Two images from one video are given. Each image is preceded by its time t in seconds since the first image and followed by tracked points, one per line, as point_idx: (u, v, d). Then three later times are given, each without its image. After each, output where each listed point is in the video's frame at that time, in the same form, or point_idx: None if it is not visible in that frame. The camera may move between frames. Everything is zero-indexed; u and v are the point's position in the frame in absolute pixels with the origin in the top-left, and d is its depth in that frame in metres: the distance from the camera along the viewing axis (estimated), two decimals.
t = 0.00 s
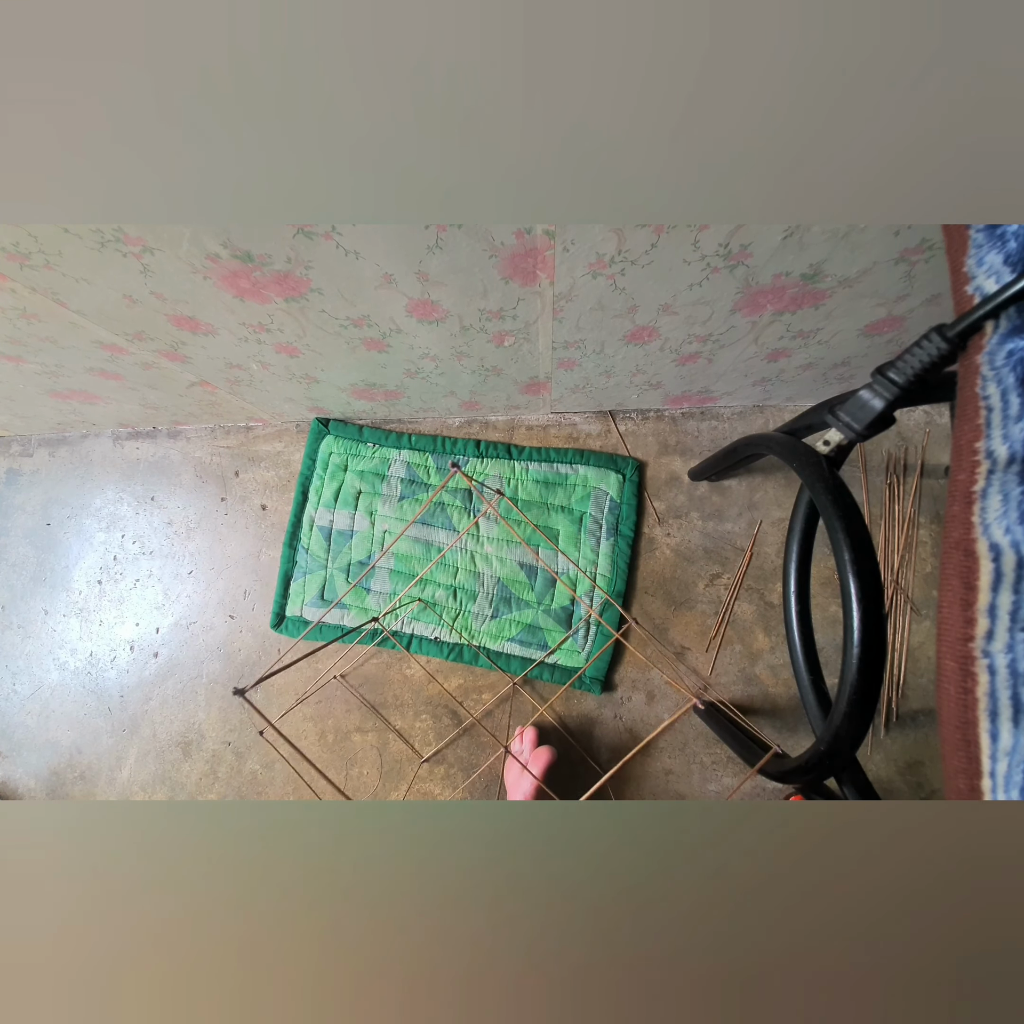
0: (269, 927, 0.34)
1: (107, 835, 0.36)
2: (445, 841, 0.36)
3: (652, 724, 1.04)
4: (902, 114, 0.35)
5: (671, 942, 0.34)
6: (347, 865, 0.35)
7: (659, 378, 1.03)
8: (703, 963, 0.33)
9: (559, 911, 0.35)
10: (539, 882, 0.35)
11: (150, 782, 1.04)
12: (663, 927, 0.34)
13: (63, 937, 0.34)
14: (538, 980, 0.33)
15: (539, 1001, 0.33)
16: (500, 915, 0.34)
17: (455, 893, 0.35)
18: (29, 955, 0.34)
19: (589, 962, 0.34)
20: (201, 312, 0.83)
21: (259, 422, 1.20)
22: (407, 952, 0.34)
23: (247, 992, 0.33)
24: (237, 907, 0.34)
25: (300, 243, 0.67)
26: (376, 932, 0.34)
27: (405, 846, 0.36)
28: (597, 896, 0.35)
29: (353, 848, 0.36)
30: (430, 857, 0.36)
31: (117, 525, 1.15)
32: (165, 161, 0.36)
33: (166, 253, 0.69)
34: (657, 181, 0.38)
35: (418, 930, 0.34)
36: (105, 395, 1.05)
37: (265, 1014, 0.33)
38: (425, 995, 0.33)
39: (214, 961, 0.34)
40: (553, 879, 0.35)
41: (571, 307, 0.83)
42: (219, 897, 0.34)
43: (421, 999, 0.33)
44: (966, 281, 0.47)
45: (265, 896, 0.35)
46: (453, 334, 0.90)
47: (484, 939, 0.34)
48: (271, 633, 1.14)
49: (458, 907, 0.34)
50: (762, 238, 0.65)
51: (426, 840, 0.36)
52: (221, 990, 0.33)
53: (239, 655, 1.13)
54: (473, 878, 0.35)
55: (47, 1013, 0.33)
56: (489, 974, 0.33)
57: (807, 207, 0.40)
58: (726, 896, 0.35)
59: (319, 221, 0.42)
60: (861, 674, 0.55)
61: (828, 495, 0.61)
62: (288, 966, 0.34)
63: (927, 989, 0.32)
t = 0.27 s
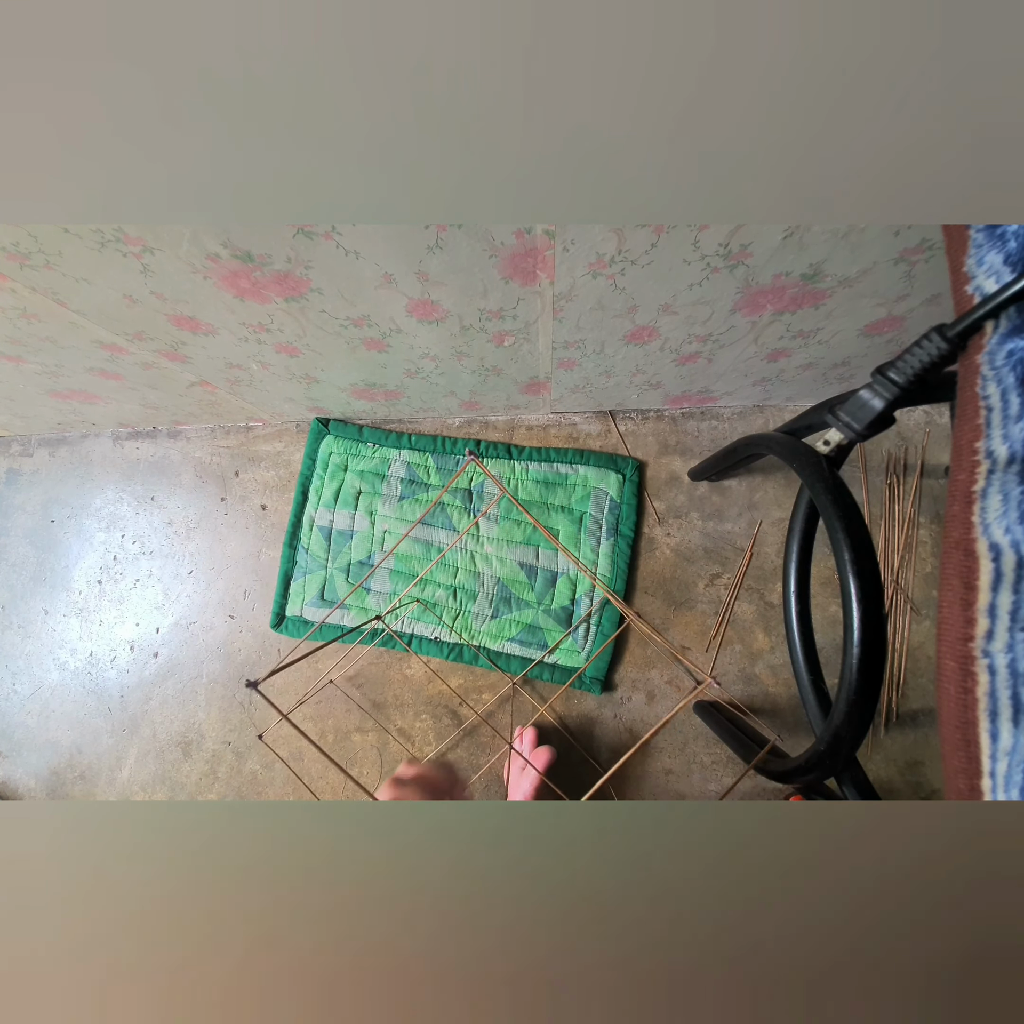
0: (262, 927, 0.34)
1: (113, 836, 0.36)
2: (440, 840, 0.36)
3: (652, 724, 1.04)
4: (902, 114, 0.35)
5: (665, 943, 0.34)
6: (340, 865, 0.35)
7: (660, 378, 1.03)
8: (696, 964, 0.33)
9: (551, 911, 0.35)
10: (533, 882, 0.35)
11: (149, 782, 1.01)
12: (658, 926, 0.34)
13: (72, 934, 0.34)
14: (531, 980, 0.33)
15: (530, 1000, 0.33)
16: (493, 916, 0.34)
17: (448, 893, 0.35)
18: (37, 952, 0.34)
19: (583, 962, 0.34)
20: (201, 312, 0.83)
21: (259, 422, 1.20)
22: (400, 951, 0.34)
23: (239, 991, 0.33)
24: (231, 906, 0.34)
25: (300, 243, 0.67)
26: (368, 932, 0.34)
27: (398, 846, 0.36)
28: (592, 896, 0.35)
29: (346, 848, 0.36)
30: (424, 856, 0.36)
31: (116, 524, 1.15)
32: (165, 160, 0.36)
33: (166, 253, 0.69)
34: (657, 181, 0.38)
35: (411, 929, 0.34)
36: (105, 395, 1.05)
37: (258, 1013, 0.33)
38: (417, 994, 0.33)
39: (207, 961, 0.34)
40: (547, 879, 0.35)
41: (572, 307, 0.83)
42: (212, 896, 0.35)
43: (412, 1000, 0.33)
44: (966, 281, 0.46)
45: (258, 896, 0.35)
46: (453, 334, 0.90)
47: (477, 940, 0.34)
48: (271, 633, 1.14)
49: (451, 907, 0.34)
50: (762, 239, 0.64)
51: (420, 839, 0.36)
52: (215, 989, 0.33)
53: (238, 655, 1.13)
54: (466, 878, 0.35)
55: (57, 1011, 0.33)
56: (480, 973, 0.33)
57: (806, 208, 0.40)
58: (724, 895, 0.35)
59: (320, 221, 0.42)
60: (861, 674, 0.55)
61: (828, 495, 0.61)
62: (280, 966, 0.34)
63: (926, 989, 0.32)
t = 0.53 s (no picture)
0: (260, 927, 0.34)
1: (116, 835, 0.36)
2: (436, 840, 0.37)
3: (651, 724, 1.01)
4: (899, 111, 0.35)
5: (662, 943, 0.34)
6: (339, 865, 0.35)
7: (659, 378, 1.04)
8: (693, 963, 0.33)
9: (549, 912, 0.34)
10: (531, 882, 0.35)
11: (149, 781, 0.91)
12: (655, 927, 0.34)
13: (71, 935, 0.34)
14: (527, 980, 0.33)
15: (526, 1001, 0.33)
16: (491, 917, 0.34)
17: (446, 894, 0.35)
18: (37, 953, 0.34)
19: (580, 963, 0.34)
20: (201, 313, 0.83)
21: (259, 422, 1.17)
22: (397, 952, 0.34)
23: (236, 991, 0.33)
24: (230, 906, 0.34)
25: (300, 244, 0.67)
26: (366, 932, 0.34)
27: (396, 845, 0.36)
28: (588, 895, 0.35)
29: (345, 848, 0.36)
30: (422, 856, 0.36)
31: (117, 525, 1.12)
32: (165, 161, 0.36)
33: (166, 253, 0.69)
34: (657, 182, 0.39)
35: (409, 930, 0.34)
36: (105, 395, 1.08)
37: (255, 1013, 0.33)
38: (414, 994, 0.33)
39: (205, 960, 0.34)
40: (544, 879, 0.35)
41: (572, 307, 0.83)
42: (211, 897, 0.34)
43: (409, 999, 0.33)
44: (966, 281, 0.47)
45: (256, 897, 0.35)
46: (453, 334, 0.90)
47: (475, 941, 0.34)
48: (270, 633, 1.13)
49: (448, 907, 0.34)
50: (762, 239, 0.65)
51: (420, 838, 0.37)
52: (211, 989, 0.33)
53: (239, 655, 1.13)
54: (465, 878, 0.35)
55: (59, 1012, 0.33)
56: (477, 974, 0.33)
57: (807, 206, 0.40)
58: (723, 896, 0.35)
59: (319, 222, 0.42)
60: (860, 674, 0.55)
61: (828, 495, 0.61)
62: (277, 967, 0.33)
63: (928, 990, 0.32)
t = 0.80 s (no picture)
0: (256, 926, 0.34)
1: (115, 839, 0.36)
2: (435, 842, 0.36)
3: (650, 724, 1.01)
4: (897, 111, 0.35)
5: (656, 943, 0.34)
6: (339, 864, 0.35)
7: (660, 378, 1.04)
8: (685, 964, 0.33)
9: (543, 913, 0.34)
10: (527, 883, 0.35)
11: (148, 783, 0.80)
12: (650, 928, 0.34)
13: (73, 932, 0.34)
14: (519, 981, 0.33)
15: (518, 1002, 0.33)
16: (485, 916, 0.34)
17: (442, 895, 0.35)
18: (40, 950, 0.34)
19: (572, 965, 0.34)
20: (201, 313, 0.83)
21: (259, 422, 1.23)
22: (391, 952, 0.34)
23: (230, 992, 0.33)
24: (227, 902, 0.34)
25: (301, 244, 0.67)
26: (361, 932, 0.34)
27: (394, 848, 0.36)
28: (583, 897, 0.35)
29: (342, 850, 0.36)
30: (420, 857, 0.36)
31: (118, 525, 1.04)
32: (162, 162, 0.36)
33: (166, 253, 0.69)
34: (655, 182, 0.39)
35: (403, 930, 0.34)
36: (105, 396, 1.05)
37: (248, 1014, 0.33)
38: (406, 994, 0.33)
39: (201, 959, 0.34)
40: (539, 880, 0.35)
41: (572, 307, 0.83)
42: (207, 895, 0.35)
43: (402, 999, 0.33)
44: (966, 281, 0.47)
45: (256, 896, 0.35)
46: (453, 334, 0.90)
47: (470, 941, 0.34)
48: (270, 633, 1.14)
49: (443, 906, 0.34)
50: (762, 239, 0.64)
51: (420, 838, 0.36)
52: (207, 989, 0.33)
53: (239, 656, 1.12)
54: (462, 879, 0.35)
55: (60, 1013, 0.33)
56: (470, 974, 0.33)
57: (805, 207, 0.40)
58: (720, 898, 0.35)
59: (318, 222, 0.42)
60: (860, 674, 0.55)
61: (828, 495, 0.61)
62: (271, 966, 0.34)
63: (927, 991, 0.32)
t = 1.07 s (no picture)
0: (256, 926, 0.34)
1: (113, 839, 0.36)
2: (435, 842, 0.36)
3: (650, 724, 1.01)
4: (897, 111, 0.35)
5: (654, 942, 0.34)
6: (339, 864, 0.35)
7: (659, 378, 1.04)
8: (683, 964, 0.33)
9: (544, 913, 0.34)
10: (528, 882, 0.35)
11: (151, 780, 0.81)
12: (651, 928, 0.34)
13: (73, 930, 0.34)
14: (520, 980, 0.33)
15: (516, 1002, 0.33)
16: (483, 912, 0.34)
17: (443, 896, 0.35)
18: (42, 948, 0.34)
19: (572, 965, 0.34)
20: (201, 313, 0.83)
21: (259, 422, 1.23)
22: (391, 952, 0.34)
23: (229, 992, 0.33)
24: (230, 899, 0.34)
25: (301, 244, 0.67)
26: (361, 932, 0.34)
27: (391, 847, 0.36)
28: (585, 897, 0.35)
29: (343, 850, 0.36)
30: (420, 857, 0.36)
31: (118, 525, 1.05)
32: (165, 160, 0.36)
33: (166, 253, 0.69)
34: (656, 182, 0.39)
35: (405, 931, 0.34)
36: (104, 396, 1.02)
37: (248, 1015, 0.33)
38: (405, 993, 0.33)
39: (201, 958, 0.34)
40: (537, 879, 0.35)
41: (572, 307, 0.83)
42: (209, 896, 0.35)
43: (402, 997, 0.33)
44: (966, 281, 0.46)
45: (258, 895, 0.35)
46: (452, 334, 0.90)
47: (471, 942, 0.34)
48: (271, 633, 1.13)
49: (444, 906, 0.34)
50: (763, 239, 0.64)
51: (420, 838, 0.36)
52: (208, 986, 0.33)
53: (239, 656, 1.12)
54: (465, 881, 0.35)
55: (66, 1011, 0.33)
56: (471, 974, 0.33)
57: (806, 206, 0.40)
58: (719, 897, 0.35)
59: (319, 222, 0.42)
60: (860, 674, 0.55)
61: (828, 495, 0.61)
62: (269, 967, 0.34)
63: (927, 989, 0.33)
